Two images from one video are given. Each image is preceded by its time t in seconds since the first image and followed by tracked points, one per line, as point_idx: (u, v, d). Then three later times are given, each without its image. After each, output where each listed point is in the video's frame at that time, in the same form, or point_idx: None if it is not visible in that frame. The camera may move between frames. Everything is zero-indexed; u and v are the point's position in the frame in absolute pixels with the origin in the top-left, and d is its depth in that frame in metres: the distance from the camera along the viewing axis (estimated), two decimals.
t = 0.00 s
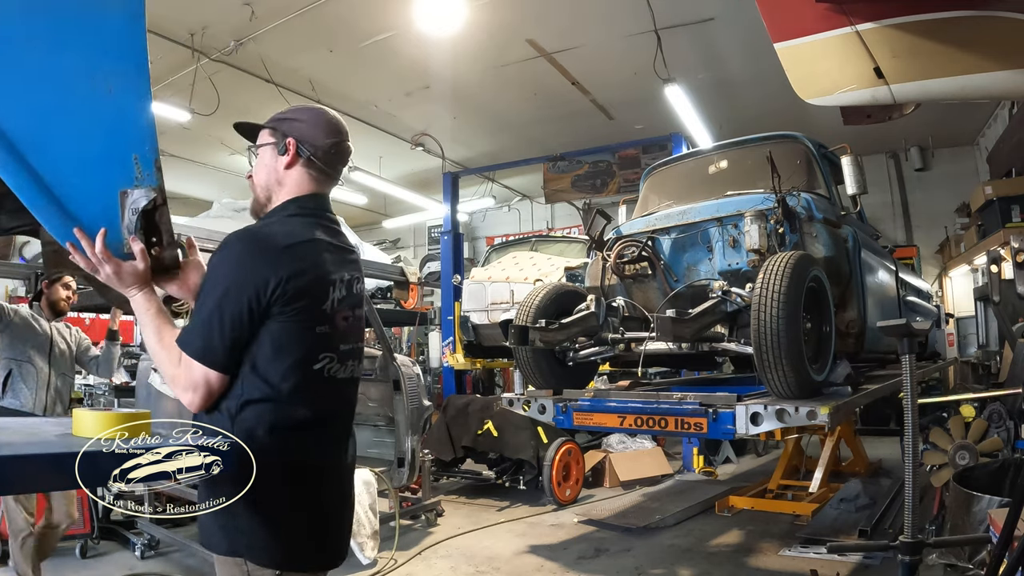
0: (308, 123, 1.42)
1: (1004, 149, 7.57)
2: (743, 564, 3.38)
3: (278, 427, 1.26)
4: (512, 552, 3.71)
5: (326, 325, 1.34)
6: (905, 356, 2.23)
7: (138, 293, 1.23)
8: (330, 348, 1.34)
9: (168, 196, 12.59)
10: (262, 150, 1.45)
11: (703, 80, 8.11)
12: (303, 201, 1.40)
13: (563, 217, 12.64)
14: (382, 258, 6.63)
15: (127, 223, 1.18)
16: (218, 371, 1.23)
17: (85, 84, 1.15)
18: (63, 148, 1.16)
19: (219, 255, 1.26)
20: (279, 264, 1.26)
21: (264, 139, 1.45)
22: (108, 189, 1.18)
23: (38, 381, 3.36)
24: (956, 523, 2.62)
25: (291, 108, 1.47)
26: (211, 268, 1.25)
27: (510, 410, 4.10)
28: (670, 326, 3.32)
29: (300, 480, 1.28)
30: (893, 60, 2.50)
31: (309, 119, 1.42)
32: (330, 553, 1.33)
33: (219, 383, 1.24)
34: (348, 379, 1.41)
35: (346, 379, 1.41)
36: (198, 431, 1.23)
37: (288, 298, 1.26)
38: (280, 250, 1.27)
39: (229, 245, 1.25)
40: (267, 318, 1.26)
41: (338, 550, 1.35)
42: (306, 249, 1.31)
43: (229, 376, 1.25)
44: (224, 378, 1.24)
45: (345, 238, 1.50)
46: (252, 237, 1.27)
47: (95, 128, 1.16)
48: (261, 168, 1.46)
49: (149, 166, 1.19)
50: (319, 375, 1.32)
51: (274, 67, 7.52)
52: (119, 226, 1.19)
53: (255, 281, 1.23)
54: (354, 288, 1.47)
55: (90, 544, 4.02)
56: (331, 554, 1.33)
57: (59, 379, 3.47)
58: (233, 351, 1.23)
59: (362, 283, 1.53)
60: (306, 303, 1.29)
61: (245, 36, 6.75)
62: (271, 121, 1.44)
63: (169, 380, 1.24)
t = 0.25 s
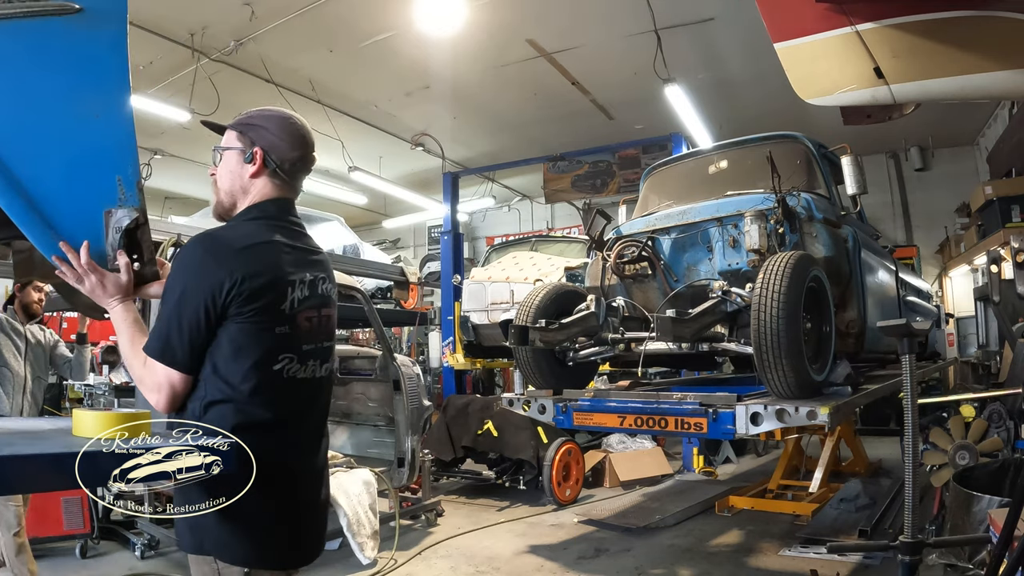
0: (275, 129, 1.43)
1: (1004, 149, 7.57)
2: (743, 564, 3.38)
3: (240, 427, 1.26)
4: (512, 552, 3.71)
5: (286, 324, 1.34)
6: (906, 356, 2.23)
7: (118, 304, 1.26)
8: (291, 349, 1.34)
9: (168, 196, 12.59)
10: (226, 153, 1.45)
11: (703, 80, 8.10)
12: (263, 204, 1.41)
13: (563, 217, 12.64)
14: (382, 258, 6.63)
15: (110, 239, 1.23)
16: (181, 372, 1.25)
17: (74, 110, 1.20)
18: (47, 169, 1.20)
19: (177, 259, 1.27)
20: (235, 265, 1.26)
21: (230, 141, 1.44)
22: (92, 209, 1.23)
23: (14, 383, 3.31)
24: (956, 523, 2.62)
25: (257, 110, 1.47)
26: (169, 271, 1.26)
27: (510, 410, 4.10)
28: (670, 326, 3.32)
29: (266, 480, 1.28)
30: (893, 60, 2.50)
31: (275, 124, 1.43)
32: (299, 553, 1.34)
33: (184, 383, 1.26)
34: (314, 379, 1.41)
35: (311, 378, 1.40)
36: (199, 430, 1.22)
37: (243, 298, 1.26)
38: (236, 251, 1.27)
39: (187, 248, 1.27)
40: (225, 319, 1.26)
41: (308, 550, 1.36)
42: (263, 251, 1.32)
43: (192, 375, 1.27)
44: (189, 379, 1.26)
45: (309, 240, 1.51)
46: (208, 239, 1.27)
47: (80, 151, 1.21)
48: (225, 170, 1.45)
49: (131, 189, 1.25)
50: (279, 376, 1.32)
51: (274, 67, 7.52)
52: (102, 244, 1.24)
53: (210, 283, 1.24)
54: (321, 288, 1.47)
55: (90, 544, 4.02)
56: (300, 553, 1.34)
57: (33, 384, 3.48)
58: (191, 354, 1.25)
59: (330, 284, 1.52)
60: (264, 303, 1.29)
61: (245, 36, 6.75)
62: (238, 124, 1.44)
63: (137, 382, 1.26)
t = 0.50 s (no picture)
0: (258, 148, 1.54)
1: (1004, 149, 7.57)
2: (743, 564, 3.38)
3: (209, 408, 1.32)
4: (512, 552, 3.71)
5: (261, 318, 1.42)
6: (905, 356, 2.23)
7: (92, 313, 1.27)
8: (263, 344, 1.42)
9: (167, 196, 12.58)
10: (208, 163, 1.54)
11: (703, 80, 8.10)
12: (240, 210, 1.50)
13: (563, 218, 12.64)
14: (383, 258, 6.63)
15: (87, 266, 1.28)
16: (172, 351, 1.30)
17: (53, 138, 1.28)
18: (27, 197, 1.26)
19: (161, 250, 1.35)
20: (216, 252, 1.35)
21: (212, 153, 1.54)
22: (69, 237, 1.28)
23: None
24: (955, 523, 2.63)
25: (241, 126, 1.57)
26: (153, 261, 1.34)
27: (510, 410, 4.10)
28: (670, 326, 3.31)
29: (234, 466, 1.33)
30: (893, 60, 2.50)
31: (258, 142, 1.54)
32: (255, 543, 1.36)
33: (173, 361, 1.31)
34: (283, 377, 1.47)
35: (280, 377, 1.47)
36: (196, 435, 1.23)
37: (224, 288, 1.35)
38: (217, 240, 1.37)
39: (171, 238, 1.35)
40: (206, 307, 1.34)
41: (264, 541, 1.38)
42: (242, 247, 1.41)
43: (182, 354, 1.32)
44: (177, 360, 1.31)
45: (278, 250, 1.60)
46: (192, 229, 1.36)
47: (60, 178, 1.28)
48: (206, 180, 1.54)
49: (108, 217, 1.30)
50: (250, 366, 1.39)
51: (274, 67, 7.52)
52: (81, 270, 1.28)
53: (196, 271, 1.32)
54: (290, 294, 1.54)
55: (90, 544, 4.03)
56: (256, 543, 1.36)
57: None
58: (179, 334, 1.30)
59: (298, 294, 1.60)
60: (243, 295, 1.38)
61: (245, 35, 6.75)
62: (223, 138, 1.53)
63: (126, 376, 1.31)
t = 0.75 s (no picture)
0: (248, 166, 1.59)
1: (1004, 149, 7.57)
2: (743, 564, 3.38)
3: (194, 402, 1.36)
4: (512, 552, 3.71)
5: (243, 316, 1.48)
6: (905, 357, 2.23)
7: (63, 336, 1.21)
8: (243, 343, 1.47)
9: (167, 196, 12.58)
10: (197, 168, 1.57)
11: (703, 80, 8.10)
12: (222, 217, 1.54)
13: (563, 218, 12.64)
14: (383, 258, 6.63)
15: (56, 299, 1.18)
16: (167, 345, 1.32)
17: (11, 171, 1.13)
18: None
19: (151, 251, 1.38)
20: (205, 251, 1.41)
21: (202, 160, 1.57)
22: (35, 270, 1.16)
23: None
24: (955, 523, 2.63)
25: (234, 138, 1.60)
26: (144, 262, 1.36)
27: (510, 410, 4.10)
28: (670, 326, 3.31)
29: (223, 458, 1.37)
30: (893, 60, 2.50)
31: (246, 159, 1.58)
32: (217, 535, 1.37)
33: (168, 357, 1.32)
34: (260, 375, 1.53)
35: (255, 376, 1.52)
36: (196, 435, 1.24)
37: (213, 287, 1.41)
38: (205, 240, 1.42)
39: (161, 240, 1.39)
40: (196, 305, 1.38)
41: (227, 532, 1.39)
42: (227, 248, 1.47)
43: (175, 350, 1.34)
44: (170, 355, 1.33)
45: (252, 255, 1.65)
46: (181, 231, 1.41)
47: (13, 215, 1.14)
48: (193, 184, 1.57)
49: (77, 249, 1.17)
50: (234, 363, 1.44)
51: (274, 67, 7.52)
52: (47, 304, 1.18)
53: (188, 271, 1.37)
54: (264, 298, 1.60)
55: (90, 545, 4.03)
56: (218, 534, 1.37)
57: None
58: (173, 329, 1.33)
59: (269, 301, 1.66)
60: (229, 294, 1.44)
61: (245, 36, 6.75)
62: (214, 150, 1.56)
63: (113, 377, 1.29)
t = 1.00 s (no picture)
0: (217, 163, 1.57)
1: (1004, 149, 7.57)
2: (743, 564, 3.38)
3: (165, 404, 1.36)
4: (512, 552, 3.71)
5: (211, 314, 1.47)
6: (905, 356, 2.23)
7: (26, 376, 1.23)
8: (215, 341, 1.47)
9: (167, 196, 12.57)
10: (167, 167, 1.55)
11: (703, 80, 8.10)
12: (187, 219, 1.52)
13: (563, 218, 12.64)
14: (383, 258, 6.63)
15: (20, 351, 1.24)
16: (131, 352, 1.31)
17: None
18: None
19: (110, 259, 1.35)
20: (166, 255, 1.38)
21: (172, 158, 1.55)
22: None
23: None
24: (955, 524, 2.62)
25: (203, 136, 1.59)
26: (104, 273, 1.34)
27: (510, 410, 4.10)
28: (670, 326, 3.31)
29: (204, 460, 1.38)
30: (893, 60, 2.51)
31: (216, 157, 1.56)
32: (192, 532, 1.32)
33: (137, 364, 1.32)
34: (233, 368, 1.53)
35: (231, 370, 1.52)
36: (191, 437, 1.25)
37: (176, 291, 1.38)
38: (166, 244, 1.39)
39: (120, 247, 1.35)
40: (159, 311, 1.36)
41: (204, 529, 1.35)
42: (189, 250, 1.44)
43: (142, 355, 1.33)
44: (138, 363, 1.32)
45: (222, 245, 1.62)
46: (141, 237, 1.37)
47: None
48: (162, 183, 1.56)
49: (39, 301, 1.26)
50: (204, 361, 1.43)
51: (274, 67, 7.52)
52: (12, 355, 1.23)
53: (150, 279, 1.34)
54: (238, 293, 1.59)
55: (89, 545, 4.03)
56: (193, 531, 1.32)
57: None
58: (139, 337, 1.32)
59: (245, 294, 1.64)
60: (194, 297, 1.42)
61: (245, 36, 6.75)
62: (183, 148, 1.54)
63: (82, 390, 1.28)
